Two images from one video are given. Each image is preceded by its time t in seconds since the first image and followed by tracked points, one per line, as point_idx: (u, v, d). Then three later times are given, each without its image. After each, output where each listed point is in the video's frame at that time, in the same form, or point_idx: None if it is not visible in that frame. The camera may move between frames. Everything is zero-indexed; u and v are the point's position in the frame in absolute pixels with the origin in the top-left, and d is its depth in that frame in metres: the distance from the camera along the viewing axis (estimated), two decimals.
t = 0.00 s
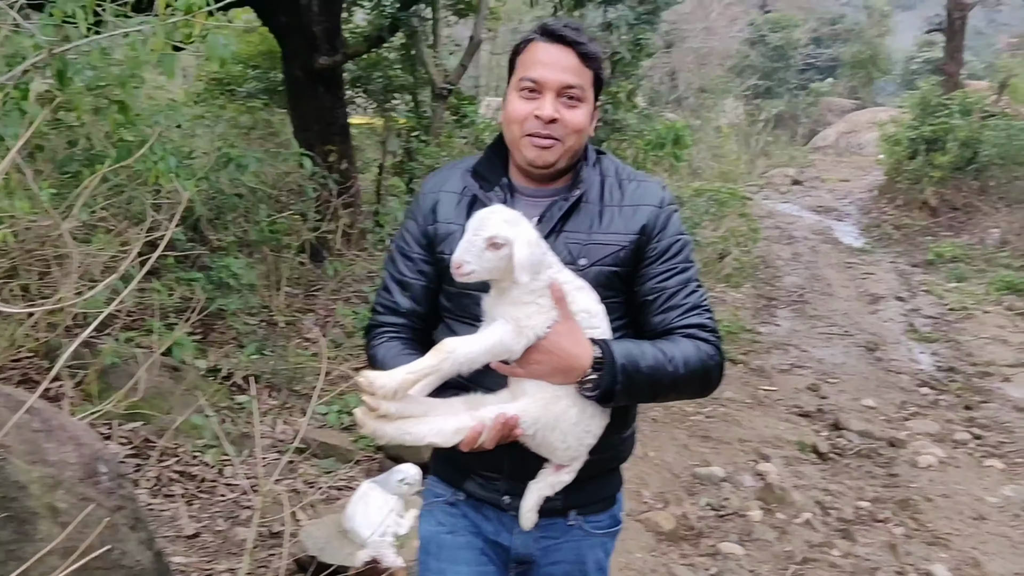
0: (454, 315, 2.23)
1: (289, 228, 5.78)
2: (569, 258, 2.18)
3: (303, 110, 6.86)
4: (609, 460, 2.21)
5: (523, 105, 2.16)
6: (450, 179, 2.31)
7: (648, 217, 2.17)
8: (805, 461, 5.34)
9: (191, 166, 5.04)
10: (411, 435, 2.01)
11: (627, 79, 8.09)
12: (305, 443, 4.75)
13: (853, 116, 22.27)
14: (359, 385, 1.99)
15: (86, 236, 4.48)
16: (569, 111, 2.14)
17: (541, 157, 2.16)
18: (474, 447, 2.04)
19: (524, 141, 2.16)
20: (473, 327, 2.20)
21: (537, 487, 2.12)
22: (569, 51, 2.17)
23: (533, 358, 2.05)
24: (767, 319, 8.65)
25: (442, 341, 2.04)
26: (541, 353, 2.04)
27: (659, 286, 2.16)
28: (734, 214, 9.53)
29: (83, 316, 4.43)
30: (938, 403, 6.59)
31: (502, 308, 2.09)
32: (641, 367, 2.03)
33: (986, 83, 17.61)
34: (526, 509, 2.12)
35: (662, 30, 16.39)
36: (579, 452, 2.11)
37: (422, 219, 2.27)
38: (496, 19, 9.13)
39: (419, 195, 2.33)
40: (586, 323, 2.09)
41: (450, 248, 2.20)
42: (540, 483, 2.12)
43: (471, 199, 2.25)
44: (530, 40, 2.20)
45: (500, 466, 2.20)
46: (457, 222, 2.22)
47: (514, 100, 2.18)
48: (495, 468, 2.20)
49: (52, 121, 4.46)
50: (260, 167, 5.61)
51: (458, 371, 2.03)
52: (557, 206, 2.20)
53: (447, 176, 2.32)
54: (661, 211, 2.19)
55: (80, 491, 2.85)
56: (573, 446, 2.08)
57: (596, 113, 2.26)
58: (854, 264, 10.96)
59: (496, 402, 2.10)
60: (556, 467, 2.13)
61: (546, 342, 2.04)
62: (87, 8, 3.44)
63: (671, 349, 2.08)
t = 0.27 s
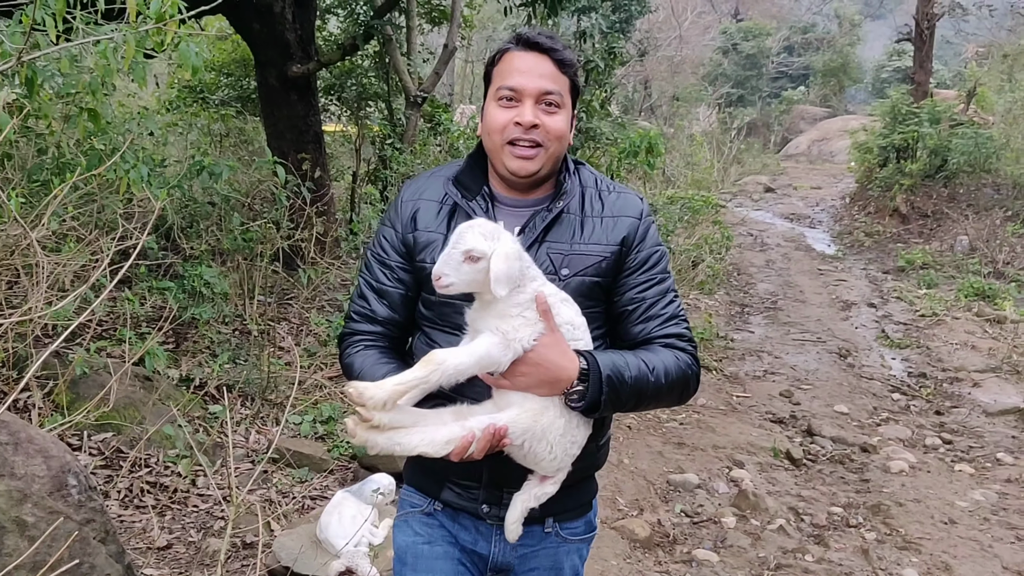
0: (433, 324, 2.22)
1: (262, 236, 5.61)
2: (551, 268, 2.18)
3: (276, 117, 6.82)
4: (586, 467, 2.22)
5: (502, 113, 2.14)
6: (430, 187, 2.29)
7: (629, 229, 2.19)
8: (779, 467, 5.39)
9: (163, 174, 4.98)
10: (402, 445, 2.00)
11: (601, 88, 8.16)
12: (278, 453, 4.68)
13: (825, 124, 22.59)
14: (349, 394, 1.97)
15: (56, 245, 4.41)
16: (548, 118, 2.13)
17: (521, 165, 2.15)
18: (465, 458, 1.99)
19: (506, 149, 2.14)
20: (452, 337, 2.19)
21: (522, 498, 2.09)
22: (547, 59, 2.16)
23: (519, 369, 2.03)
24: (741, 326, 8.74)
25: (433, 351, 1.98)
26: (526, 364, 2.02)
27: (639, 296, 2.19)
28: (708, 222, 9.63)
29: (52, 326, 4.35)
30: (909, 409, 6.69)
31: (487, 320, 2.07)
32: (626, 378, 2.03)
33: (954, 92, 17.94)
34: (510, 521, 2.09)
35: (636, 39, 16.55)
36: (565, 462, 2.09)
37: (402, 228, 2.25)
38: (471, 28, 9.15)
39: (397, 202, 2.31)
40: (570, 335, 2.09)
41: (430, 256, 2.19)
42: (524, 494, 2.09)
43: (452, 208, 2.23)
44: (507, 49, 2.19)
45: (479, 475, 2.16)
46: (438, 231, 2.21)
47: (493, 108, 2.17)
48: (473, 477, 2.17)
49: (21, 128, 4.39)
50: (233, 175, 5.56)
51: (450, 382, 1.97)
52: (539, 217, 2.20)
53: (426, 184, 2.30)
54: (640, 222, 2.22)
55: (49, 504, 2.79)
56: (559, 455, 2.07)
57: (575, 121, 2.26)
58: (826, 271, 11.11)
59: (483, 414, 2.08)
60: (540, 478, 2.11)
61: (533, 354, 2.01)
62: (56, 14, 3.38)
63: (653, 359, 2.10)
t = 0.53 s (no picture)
0: (437, 324, 2.18)
1: (260, 240, 5.57)
2: (556, 267, 2.19)
3: (272, 121, 6.81)
4: (593, 466, 2.22)
5: (502, 114, 2.14)
6: (430, 188, 2.28)
7: (632, 226, 2.20)
8: (780, 465, 5.39)
9: (159, 180, 4.98)
10: (417, 445, 2.00)
11: (597, 88, 8.17)
12: (278, 457, 4.66)
13: (822, 122, 22.61)
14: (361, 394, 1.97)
15: (53, 253, 4.40)
16: (548, 119, 2.13)
17: (522, 166, 2.15)
18: (479, 458, 1.97)
19: (506, 149, 2.14)
20: (458, 337, 2.16)
21: (534, 500, 2.09)
22: (545, 59, 2.16)
23: (528, 369, 2.03)
24: (740, 324, 8.74)
25: (443, 350, 1.98)
26: (535, 362, 2.03)
27: (643, 294, 2.20)
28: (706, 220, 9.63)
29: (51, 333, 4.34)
30: (909, 405, 6.69)
31: (493, 321, 2.07)
32: (635, 375, 2.03)
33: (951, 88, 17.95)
34: (523, 523, 2.08)
35: (631, 39, 16.58)
36: (577, 461, 2.10)
37: (404, 228, 2.22)
38: (466, 30, 9.16)
39: (397, 204, 2.29)
40: (577, 334, 2.11)
41: (434, 256, 2.17)
42: (537, 496, 2.09)
43: (454, 208, 2.22)
44: (505, 51, 2.19)
45: (486, 477, 2.14)
46: (441, 231, 2.19)
47: (492, 109, 2.17)
48: (480, 479, 2.14)
49: (17, 136, 4.39)
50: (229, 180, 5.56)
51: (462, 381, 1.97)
52: (543, 216, 2.20)
53: (425, 185, 2.29)
54: (643, 219, 2.22)
55: (49, 511, 2.79)
56: (571, 455, 2.08)
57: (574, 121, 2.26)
58: (824, 268, 11.11)
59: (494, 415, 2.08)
60: (552, 479, 2.12)
61: (541, 353, 2.02)
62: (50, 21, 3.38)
63: (660, 355, 2.09)
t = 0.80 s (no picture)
0: (440, 328, 2.16)
1: (261, 246, 5.58)
2: (562, 269, 2.18)
3: (273, 127, 6.83)
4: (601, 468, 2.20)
5: (500, 121, 2.14)
6: (432, 193, 2.27)
7: (634, 227, 2.22)
8: (782, 468, 5.38)
9: (160, 186, 4.99)
10: (435, 444, 1.94)
11: (596, 92, 8.19)
12: (279, 463, 4.67)
13: (821, 125, 22.64)
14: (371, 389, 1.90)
15: (53, 259, 4.41)
16: (546, 124, 2.13)
17: (521, 172, 2.15)
18: (496, 459, 1.93)
19: (505, 156, 2.15)
20: (463, 340, 2.14)
21: (549, 505, 2.09)
22: (542, 66, 2.15)
23: (540, 371, 2.00)
24: (741, 328, 8.74)
25: (454, 349, 1.93)
26: (547, 364, 1.99)
27: (647, 294, 2.22)
28: (706, 224, 9.63)
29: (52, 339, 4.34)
30: (910, 408, 6.68)
31: (502, 325, 2.04)
32: (646, 373, 2.04)
33: (950, 91, 17.97)
34: (539, 529, 2.07)
35: (631, 43, 16.62)
36: (590, 463, 2.09)
37: (407, 232, 2.22)
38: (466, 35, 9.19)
39: (399, 209, 2.28)
40: (586, 336, 2.10)
41: (438, 260, 2.16)
42: (552, 501, 2.09)
43: (457, 212, 2.22)
44: (502, 58, 2.19)
45: (494, 483, 2.12)
46: (444, 235, 2.19)
47: (490, 116, 2.17)
48: (488, 486, 2.12)
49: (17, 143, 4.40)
50: (230, 186, 5.58)
51: (475, 380, 1.91)
52: (547, 218, 2.20)
53: (427, 190, 2.29)
54: (645, 220, 2.25)
55: (49, 518, 2.79)
56: (584, 457, 2.07)
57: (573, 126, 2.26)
58: (825, 271, 11.11)
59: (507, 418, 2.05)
60: (567, 484, 2.11)
61: (552, 355, 1.98)
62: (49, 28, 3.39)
63: (668, 354, 2.12)
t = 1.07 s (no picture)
0: (448, 330, 2.14)
1: (262, 245, 5.59)
2: (569, 268, 2.18)
3: (274, 126, 6.83)
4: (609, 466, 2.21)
5: (502, 120, 2.14)
6: (435, 192, 2.25)
7: (639, 226, 2.24)
8: (782, 468, 5.38)
9: (161, 185, 4.99)
10: (464, 443, 1.87)
11: (598, 92, 8.19)
12: (280, 462, 4.67)
13: (822, 124, 22.63)
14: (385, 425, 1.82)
15: (55, 258, 4.41)
16: (548, 123, 2.13)
17: (523, 170, 2.15)
18: (520, 459, 1.90)
19: (507, 154, 2.15)
20: (472, 342, 2.13)
21: (565, 507, 2.08)
22: (544, 65, 2.15)
23: (554, 375, 1.99)
24: (742, 328, 8.74)
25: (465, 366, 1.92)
26: (561, 368, 1.99)
27: (652, 292, 2.24)
28: (708, 223, 9.64)
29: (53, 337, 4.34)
30: (911, 407, 6.68)
31: (510, 332, 2.01)
32: (657, 372, 2.08)
33: (951, 90, 17.96)
34: (555, 530, 2.07)
35: (632, 43, 16.62)
36: (603, 464, 2.09)
37: (411, 233, 2.19)
38: (467, 34, 9.19)
39: (400, 210, 2.25)
40: (597, 338, 2.12)
41: (446, 260, 2.14)
42: (567, 503, 2.08)
43: (462, 212, 2.21)
44: (503, 56, 2.18)
45: (505, 483, 2.09)
46: (450, 235, 2.17)
47: (492, 115, 2.16)
48: (498, 486, 2.09)
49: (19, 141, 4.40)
50: (231, 185, 5.58)
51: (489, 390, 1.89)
52: (554, 217, 2.20)
53: (429, 190, 2.26)
54: (647, 219, 2.27)
55: (50, 516, 2.79)
56: (598, 458, 2.08)
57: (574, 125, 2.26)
58: (826, 271, 11.11)
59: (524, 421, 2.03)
60: (581, 486, 2.11)
61: (565, 359, 1.99)
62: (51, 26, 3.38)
63: (675, 353, 2.16)
